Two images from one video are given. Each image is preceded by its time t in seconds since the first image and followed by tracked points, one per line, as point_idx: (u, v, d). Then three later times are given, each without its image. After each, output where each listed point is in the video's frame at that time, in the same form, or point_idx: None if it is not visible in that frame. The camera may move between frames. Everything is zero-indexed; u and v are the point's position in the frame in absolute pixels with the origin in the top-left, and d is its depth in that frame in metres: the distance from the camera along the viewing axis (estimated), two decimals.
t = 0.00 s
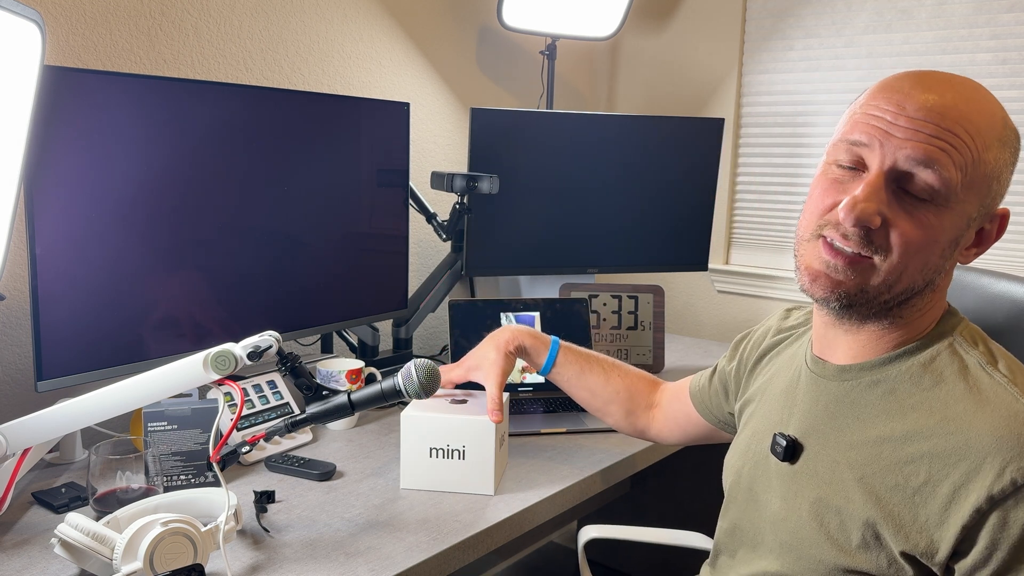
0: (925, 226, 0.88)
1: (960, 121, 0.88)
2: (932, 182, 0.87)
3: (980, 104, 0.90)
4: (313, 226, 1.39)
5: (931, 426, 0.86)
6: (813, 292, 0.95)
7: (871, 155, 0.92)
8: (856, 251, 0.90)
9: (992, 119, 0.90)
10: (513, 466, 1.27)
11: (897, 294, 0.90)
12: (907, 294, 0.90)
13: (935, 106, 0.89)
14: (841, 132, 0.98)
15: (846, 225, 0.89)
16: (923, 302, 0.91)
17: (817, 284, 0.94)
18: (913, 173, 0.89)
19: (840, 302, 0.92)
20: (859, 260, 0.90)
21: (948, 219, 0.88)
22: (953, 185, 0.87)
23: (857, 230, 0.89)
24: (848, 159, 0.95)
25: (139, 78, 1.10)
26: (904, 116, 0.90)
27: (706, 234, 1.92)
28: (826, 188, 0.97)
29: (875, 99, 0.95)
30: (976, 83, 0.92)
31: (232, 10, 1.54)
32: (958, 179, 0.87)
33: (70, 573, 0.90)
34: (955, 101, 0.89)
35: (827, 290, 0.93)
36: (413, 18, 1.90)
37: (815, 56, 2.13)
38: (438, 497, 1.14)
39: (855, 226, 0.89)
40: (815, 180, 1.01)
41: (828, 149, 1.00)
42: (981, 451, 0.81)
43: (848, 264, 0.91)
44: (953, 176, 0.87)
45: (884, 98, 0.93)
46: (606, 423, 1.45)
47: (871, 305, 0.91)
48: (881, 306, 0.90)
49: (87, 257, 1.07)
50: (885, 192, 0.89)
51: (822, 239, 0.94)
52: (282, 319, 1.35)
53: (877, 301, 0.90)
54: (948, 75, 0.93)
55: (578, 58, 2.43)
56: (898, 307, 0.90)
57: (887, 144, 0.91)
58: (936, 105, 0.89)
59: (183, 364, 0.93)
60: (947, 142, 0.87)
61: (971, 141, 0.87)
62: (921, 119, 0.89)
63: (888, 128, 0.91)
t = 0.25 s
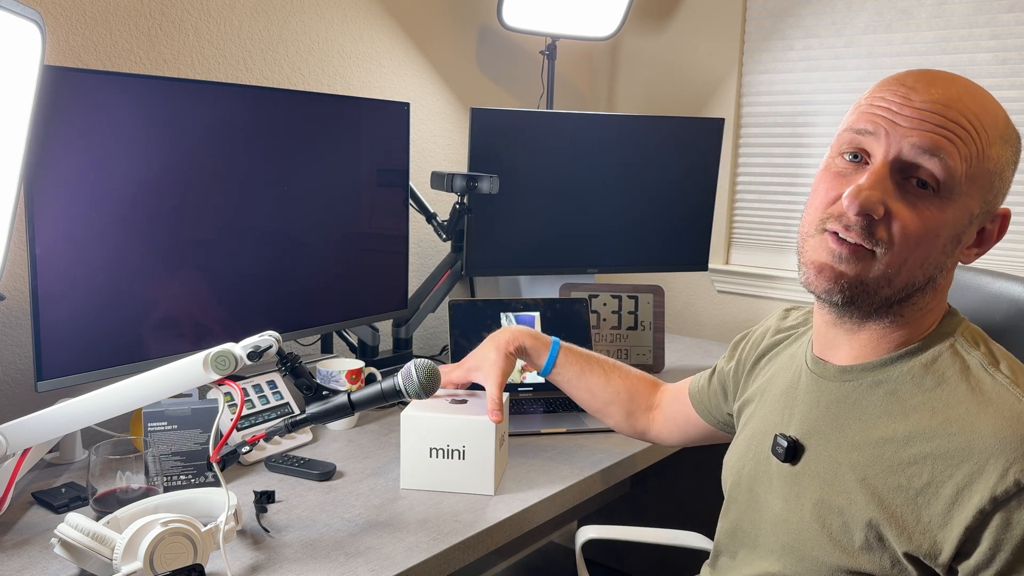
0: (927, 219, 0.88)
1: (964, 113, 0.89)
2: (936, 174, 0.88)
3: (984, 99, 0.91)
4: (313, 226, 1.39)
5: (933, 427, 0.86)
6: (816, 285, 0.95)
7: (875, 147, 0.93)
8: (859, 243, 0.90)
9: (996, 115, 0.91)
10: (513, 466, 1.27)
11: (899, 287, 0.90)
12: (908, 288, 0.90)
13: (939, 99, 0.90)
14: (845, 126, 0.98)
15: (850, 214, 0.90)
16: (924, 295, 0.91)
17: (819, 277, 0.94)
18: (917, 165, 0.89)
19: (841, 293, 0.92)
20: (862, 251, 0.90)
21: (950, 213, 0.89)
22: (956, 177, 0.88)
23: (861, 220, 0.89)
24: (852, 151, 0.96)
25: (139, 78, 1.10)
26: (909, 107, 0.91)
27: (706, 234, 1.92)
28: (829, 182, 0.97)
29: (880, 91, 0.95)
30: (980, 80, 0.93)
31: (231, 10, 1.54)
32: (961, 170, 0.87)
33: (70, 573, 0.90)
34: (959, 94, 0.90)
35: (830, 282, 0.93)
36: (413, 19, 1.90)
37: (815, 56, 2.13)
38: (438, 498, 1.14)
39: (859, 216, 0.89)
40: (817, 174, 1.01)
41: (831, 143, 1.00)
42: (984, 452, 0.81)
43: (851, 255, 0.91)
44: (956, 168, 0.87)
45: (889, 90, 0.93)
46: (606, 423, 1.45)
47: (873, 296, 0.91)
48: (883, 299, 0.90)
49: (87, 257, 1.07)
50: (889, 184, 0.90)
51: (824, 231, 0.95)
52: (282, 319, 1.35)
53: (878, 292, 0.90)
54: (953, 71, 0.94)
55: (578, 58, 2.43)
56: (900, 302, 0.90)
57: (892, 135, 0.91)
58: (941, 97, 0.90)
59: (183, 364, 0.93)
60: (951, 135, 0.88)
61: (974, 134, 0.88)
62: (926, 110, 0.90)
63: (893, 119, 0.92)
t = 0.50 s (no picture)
0: (918, 219, 0.88)
1: (952, 111, 0.88)
2: (925, 174, 0.87)
3: (973, 96, 0.90)
4: (313, 226, 1.38)
5: (932, 427, 0.86)
6: (810, 290, 0.95)
7: (864, 149, 0.92)
8: (850, 246, 0.90)
9: (986, 111, 0.90)
10: (513, 466, 1.26)
11: (892, 289, 0.89)
12: (902, 289, 0.89)
13: (927, 97, 0.89)
14: (834, 128, 0.97)
15: (840, 218, 0.89)
16: (919, 295, 0.90)
17: (813, 282, 0.94)
18: (907, 165, 0.89)
19: (835, 296, 0.92)
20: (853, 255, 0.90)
21: (942, 213, 0.88)
22: (946, 177, 0.87)
23: (850, 224, 0.89)
24: (842, 153, 0.95)
25: (139, 78, 1.10)
26: (897, 107, 0.90)
27: (706, 234, 1.92)
28: (822, 185, 0.97)
29: (869, 92, 0.94)
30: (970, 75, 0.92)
31: (231, 10, 1.54)
32: (951, 169, 0.87)
33: (70, 573, 0.90)
34: (947, 92, 0.89)
35: (824, 287, 0.93)
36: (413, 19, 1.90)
37: (815, 56, 2.13)
38: (438, 498, 1.14)
39: (849, 220, 0.89)
40: (810, 177, 1.01)
41: (823, 145, 1.00)
42: (983, 452, 0.81)
43: (843, 259, 0.91)
44: (946, 168, 0.87)
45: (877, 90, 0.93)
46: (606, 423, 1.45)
47: (865, 299, 0.90)
48: (876, 301, 0.90)
49: (87, 257, 1.07)
50: (878, 186, 0.89)
51: (817, 235, 0.94)
52: (282, 319, 1.35)
53: (871, 294, 0.90)
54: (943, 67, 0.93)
55: (578, 58, 2.43)
56: (894, 303, 0.90)
57: (880, 137, 0.90)
58: (928, 96, 0.89)
59: (183, 364, 0.93)
60: (939, 133, 0.87)
61: (964, 132, 0.87)
62: (913, 110, 0.89)
63: (880, 120, 0.91)
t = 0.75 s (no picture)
0: (900, 235, 0.87)
1: (924, 125, 0.87)
2: (902, 191, 0.87)
3: (944, 102, 0.88)
4: (313, 226, 1.38)
5: (929, 427, 0.86)
6: (797, 310, 0.95)
7: (839, 168, 0.91)
8: (833, 268, 0.89)
9: (958, 115, 0.88)
10: (513, 466, 1.26)
11: (879, 303, 0.89)
12: (889, 301, 0.89)
13: (897, 113, 0.88)
14: (807, 147, 0.96)
15: (820, 242, 0.89)
16: (907, 303, 0.90)
17: (800, 303, 0.94)
18: (883, 183, 0.88)
19: (824, 316, 0.92)
20: (837, 276, 0.89)
21: (923, 225, 0.87)
22: (923, 192, 0.86)
23: (832, 248, 0.88)
24: (817, 172, 0.94)
25: (138, 78, 1.10)
26: (867, 126, 0.89)
27: (706, 234, 1.92)
28: (801, 204, 0.96)
29: (838, 107, 0.93)
30: (939, 76, 0.91)
31: (232, 10, 1.54)
32: (928, 184, 0.86)
33: (70, 573, 0.90)
34: (917, 106, 0.88)
35: (810, 307, 0.93)
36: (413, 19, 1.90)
37: (815, 57, 2.13)
38: (438, 498, 1.14)
39: (829, 243, 0.88)
40: (789, 193, 1.00)
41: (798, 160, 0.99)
42: (980, 451, 0.81)
43: (827, 281, 0.90)
44: (922, 183, 0.86)
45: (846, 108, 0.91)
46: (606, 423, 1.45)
47: (853, 315, 0.90)
48: (864, 316, 0.90)
49: (87, 257, 1.07)
50: (856, 205, 0.88)
51: (800, 256, 0.94)
52: (282, 319, 1.35)
53: (858, 310, 0.90)
54: (910, 74, 0.91)
55: (577, 58, 2.43)
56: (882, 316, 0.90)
57: (853, 157, 0.89)
58: (898, 112, 0.88)
59: (183, 364, 0.93)
60: (913, 149, 0.86)
61: (938, 144, 0.86)
62: (884, 129, 0.88)
63: (851, 139, 0.90)
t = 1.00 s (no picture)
0: (901, 246, 0.87)
1: (924, 136, 0.86)
2: (903, 203, 0.86)
3: (942, 109, 0.88)
4: (314, 226, 1.38)
5: (934, 430, 0.86)
6: (799, 322, 0.95)
7: (839, 180, 0.90)
8: (835, 282, 0.89)
9: (956, 122, 0.88)
10: (513, 466, 1.27)
11: (880, 313, 0.89)
12: (890, 311, 0.89)
13: (895, 125, 0.87)
14: (804, 157, 0.95)
15: (822, 257, 0.89)
16: (907, 310, 0.91)
17: (802, 315, 0.94)
18: (884, 195, 0.87)
19: (826, 326, 0.92)
20: (839, 289, 0.89)
21: (924, 235, 0.87)
22: (924, 203, 0.86)
23: (833, 262, 0.88)
24: (816, 182, 0.93)
25: (139, 78, 1.10)
26: (866, 140, 0.88)
27: (706, 234, 1.92)
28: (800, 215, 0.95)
29: (835, 117, 0.92)
30: (935, 81, 0.90)
31: (232, 10, 1.54)
32: (928, 195, 0.86)
33: (70, 573, 0.90)
34: (915, 116, 0.87)
35: (813, 319, 0.93)
36: (413, 19, 1.90)
37: (815, 57, 2.13)
38: (438, 498, 1.14)
39: (831, 258, 0.88)
40: (787, 202, 0.99)
41: (796, 168, 0.98)
42: (986, 454, 0.81)
43: (829, 294, 0.90)
44: (923, 194, 0.86)
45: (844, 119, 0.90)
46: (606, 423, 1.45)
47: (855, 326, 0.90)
48: (866, 326, 0.90)
49: (87, 257, 1.07)
50: (857, 219, 0.88)
51: (800, 267, 0.94)
52: (282, 319, 1.35)
53: (860, 321, 0.90)
54: (906, 80, 0.90)
55: (577, 58, 2.43)
56: (883, 325, 0.90)
57: (853, 170, 0.89)
58: (896, 124, 0.87)
59: (183, 364, 0.93)
60: (913, 161, 0.86)
61: (937, 155, 0.86)
62: (883, 141, 0.87)
63: (850, 152, 0.89)
